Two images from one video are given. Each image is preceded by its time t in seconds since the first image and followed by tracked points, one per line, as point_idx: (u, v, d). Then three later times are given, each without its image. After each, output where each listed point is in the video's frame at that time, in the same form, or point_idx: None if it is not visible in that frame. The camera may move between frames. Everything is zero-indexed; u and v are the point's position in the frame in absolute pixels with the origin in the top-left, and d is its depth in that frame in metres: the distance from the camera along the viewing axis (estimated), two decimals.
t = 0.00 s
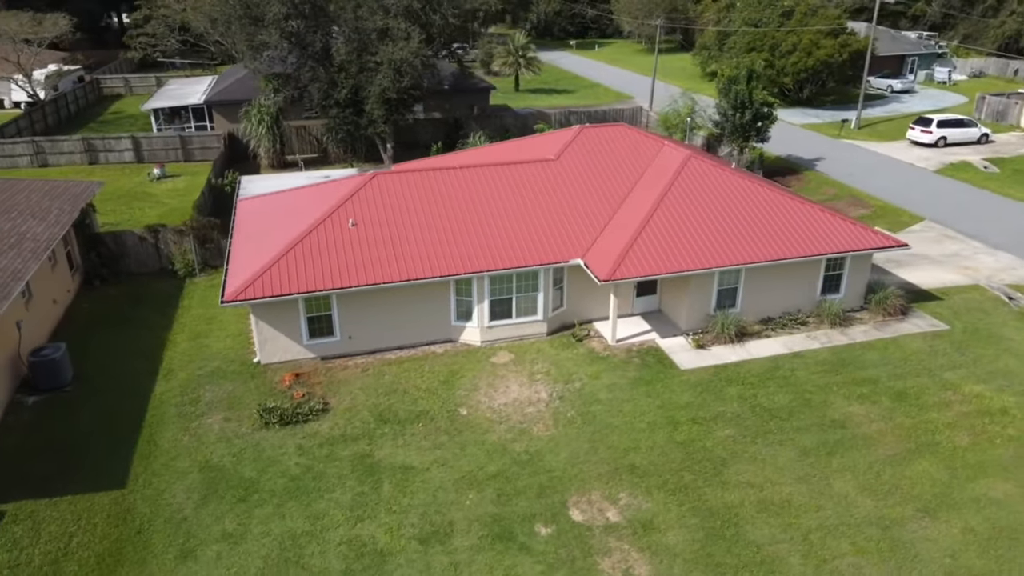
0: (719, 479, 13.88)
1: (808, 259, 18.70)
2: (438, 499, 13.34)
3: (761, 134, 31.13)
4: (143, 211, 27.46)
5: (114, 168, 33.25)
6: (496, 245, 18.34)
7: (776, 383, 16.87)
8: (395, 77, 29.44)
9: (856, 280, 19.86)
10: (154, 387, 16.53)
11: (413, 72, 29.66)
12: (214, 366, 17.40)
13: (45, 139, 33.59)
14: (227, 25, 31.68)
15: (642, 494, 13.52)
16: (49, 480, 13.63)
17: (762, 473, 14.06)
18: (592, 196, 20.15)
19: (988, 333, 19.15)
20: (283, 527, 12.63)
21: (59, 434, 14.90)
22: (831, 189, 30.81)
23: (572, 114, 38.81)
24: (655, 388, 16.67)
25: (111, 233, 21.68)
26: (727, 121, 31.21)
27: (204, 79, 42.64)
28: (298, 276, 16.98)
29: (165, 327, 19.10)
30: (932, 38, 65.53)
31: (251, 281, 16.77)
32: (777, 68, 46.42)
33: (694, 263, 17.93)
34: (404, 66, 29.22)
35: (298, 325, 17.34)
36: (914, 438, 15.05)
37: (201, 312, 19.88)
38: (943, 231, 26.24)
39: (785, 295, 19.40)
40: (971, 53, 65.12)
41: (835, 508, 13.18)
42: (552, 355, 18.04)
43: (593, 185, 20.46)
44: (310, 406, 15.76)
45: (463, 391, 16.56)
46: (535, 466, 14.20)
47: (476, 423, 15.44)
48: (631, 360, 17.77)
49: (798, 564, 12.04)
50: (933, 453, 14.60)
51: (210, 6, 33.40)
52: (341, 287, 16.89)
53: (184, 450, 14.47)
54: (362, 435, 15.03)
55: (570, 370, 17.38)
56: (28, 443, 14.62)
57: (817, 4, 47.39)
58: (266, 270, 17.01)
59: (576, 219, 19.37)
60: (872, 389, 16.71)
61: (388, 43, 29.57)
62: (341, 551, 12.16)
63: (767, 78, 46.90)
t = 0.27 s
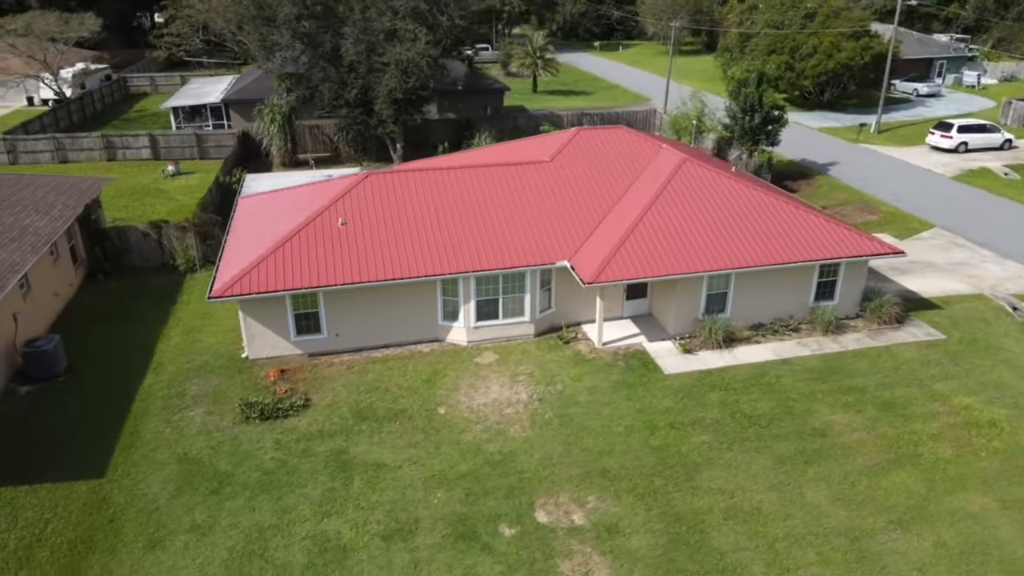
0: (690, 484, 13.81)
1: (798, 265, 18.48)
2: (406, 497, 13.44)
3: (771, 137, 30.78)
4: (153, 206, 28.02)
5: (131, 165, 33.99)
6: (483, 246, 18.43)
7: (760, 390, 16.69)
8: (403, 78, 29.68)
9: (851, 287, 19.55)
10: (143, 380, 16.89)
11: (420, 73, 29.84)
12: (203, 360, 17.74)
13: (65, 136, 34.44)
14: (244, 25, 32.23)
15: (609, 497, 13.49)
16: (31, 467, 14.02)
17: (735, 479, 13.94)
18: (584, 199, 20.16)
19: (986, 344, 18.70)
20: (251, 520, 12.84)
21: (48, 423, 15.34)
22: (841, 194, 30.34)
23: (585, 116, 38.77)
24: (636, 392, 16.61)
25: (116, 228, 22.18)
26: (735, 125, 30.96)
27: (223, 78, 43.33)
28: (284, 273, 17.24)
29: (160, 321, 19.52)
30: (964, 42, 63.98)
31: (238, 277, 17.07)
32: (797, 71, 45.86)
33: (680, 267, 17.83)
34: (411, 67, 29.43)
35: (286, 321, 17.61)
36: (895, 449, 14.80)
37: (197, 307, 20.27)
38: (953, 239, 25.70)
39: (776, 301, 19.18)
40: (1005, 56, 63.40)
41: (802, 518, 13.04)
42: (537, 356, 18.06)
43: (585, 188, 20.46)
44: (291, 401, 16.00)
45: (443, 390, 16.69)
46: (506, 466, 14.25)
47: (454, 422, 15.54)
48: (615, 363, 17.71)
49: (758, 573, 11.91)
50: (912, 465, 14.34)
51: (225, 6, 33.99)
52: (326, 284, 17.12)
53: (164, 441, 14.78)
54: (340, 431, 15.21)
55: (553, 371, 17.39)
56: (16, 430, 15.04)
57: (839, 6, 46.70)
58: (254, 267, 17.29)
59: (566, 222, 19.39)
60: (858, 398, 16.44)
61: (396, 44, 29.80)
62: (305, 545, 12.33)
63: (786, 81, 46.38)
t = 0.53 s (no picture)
0: (661, 489, 13.74)
1: (789, 269, 18.24)
2: (376, 493, 13.57)
3: (781, 141, 30.42)
4: (164, 202, 28.60)
5: (148, 162, 34.70)
6: (471, 246, 18.52)
7: (743, 396, 16.53)
8: (410, 78, 29.99)
9: (845, 294, 19.26)
10: (134, 372, 17.28)
11: (427, 74, 30.08)
12: (194, 354, 18.09)
13: (86, 132, 35.29)
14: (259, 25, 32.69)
15: (577, 500, 13.48)
16: (17, 454, 14.43)
17: (707, 485, 13.85)
18: (576, 201, 20.15)
19: (983, 354, 18.28)
20: (222, 512, 13.08)
21: (39, 411, 15.77)
22: (851, 199, 29.87)
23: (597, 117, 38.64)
24: (617, 394, 16.57)
25: (121, 223, 22.71)
26: (744, 128, 30.66)
27: (243, 77, 44.01)
28: (272, 270, 17.50)
29: (157, 315, 19.92)
30: (997, 45, 62.29)
31: (227, 274, 17.37)
32: (817, 74, 45.25)
33: (667, 271, 17.73)
34: (418, 68, 29.74)
35: (274, 318, 17.89)
36: (874, 459, 14.56)
37: (194, 302, 20.65)
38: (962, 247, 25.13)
39: (767, 307, 18.97)
40: None
41: (771, 526, 12.90)
42: (522, 357, 18.10)
43: (579, 190, 20.45)
44: (274, 396, 16.25)
45: (425, 388, 16.82)
46: (478, 466, 14.31)
47: (431, 421, 15.64)
48: (599, 365, 17.69)
49: None
50: (890, 475, 14.10)
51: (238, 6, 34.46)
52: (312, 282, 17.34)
53: (147, 433, 15.11)
54: (318, 427, 15.41)
55: (536, 373, 17.42)
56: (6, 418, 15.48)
57: (862, 7, 45.94)
58: (243, 264, 17.58)
59: (556, 224, 19.40)
60: (843, 406, 16.20)
61: (403, 44, 30.08)
62: (271, 538, 12.52)
63: (806, 84, 45.81)
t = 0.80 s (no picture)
0: (630, 492, 13.71)
1: (778, 275, 18.04)
2: (346, 490, 13.74)
3: (790, 146, 30.02)
4: (174, 199, 29.18)
5: (164, 159, 35.41)
6: (459, 247, 18.62)
7: (725, 402, 16.40)
8: (417, 79, 30.34)
9: (838, 300, 18.97)
10: (126, 365, 17.69)
11: (433, 75, 30.45)
12: (186, 348, 18.45)
13: (106, 130, 36.13)
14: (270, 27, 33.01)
15: (544, 502, 13.51)
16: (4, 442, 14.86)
17: (677, 490, 13.77)
18: (567, 204, 20.14)
19: (977, 366, 17.90)
20: (194, 503, 13.35)
21: (32, 400, 16.23)
22: (861, 206, 29.38)
23: (609, 120, 38.53)
24: (597, 398, 16.54)
25: (127, 220, 23.24)
26: (753, 132, 30.31)
27: (262, 76, 44.65)
28: (259, 268, 17.76)
29: (154, 310, 20.35)
30: None
31: (216, 271, 17.66)
32: (837, 77, 44.67)
33: (652, 275, 17.66)
34: (425, 69, 30.11)
35: (264, 314, 18.16)
36: (851, 469, 14.34)
37: (192, 297, 21.07)
38: (969, 254, 24.60)
39: (757, 312, 18.77)
40: None
41: (736, 534, 12.82)
42: (507, 358, 18.15)
43: (570, 193, 20.44)
44: (258, 391, 16.52)
45: (406, 387, 16.96)
46: (450, 466, 14.41)
47: (409, 420, 15.78)
48: (583, 368, 17.68)
49: None
50: (865, 486, 13.88)
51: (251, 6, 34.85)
52: (298, 280, 17.57)
53: (130, 424, 15.46)
54: (298, 423, 15.63)
55: (519, 374, 17.47)
56: None
57: (885, 9, 45.23)
58: (232, 262, 17.88)
59: (546, 226, 19.41)
60: (826, 415, 15.98)
61: (411, 46, 30.40)
62: (239, 531, 12.75)
63: (825, 87, 45.25)
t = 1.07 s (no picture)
0: (598, 495, 13.69)
1: (766, 280, 17.86)
2: (318, 484, 13.92)
3: (799, 149, 29.63)
4: (184, 194, 29.73)
5: (180, 157, 36.08)
6: (447, 247, 18.73)
7: (705, 407, 16.29)
8: (423, 79, 30.56)
9: (830, 306, 18.72)
10: (119, 357, 18.09)
11: (440, 76, 30.69)
12: (179, 342, 18.82)
13: (125, 127, 36.93)
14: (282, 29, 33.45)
15: (512, 502, 13.54)
16: None
17: (646, 494, 13.72)
18: (559, 206, 20.17)
19: (971, 377, 17.51)
20: (168, 494, 13.62)
21: (24, 389, 16.65)
22: (870, 211, 28.90)
23: (620, 121, 38.37)
24: (577, 399, 16.53)
25: (132, 215, 23.77)
26: (761, 135, 30.00)
27: (281, 75, 45.25)
28: (249, 264, 18.05)
29: (153, 304, 20.77)
30: None
31: (207, 267, 17.99)
32: (857, 80, 44.05)
33: (638, 278, 17.60)
34: (431, 70, 30.33)
35: (254, 310, 18.45)
36: (827, 477, 14.15)
37: (190, 292, 21.46)
38: (977, 262, 24.06)
39: (747, 317, 18.58)
40: None
41: (702, 540, 12.72)
42: (492, 358, 18.21)
43: (562, 195, 20.47)
44: (243, 385, 16.80)
45: (389, 385, 17.11)
46: (423, 464, 14.50)
47: (387, 418, 15.91)
48: (566, 370, 17.67)
49: None
50: (839, 496, 13.67)
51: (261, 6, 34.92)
52: (286, 277, 17.82)
53: (116, 415, 15.81)
54: (279, 418, 15.85)
55: (502, 374, 17.52)
56: None
57: (910, 11, 44.33)
58: (223, 258, 18.19)
59: (535, 227, 19.46)
60: (807, 423, 15.76)
61: (417, 47, 30.61)
62: (209, 522, 12.99)
63: (845, 90, 44.63)
